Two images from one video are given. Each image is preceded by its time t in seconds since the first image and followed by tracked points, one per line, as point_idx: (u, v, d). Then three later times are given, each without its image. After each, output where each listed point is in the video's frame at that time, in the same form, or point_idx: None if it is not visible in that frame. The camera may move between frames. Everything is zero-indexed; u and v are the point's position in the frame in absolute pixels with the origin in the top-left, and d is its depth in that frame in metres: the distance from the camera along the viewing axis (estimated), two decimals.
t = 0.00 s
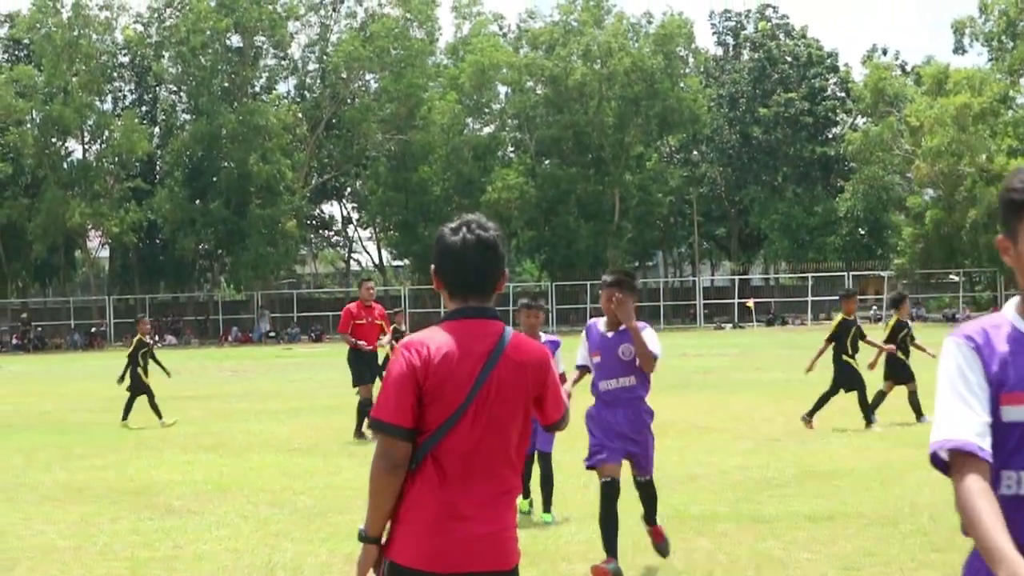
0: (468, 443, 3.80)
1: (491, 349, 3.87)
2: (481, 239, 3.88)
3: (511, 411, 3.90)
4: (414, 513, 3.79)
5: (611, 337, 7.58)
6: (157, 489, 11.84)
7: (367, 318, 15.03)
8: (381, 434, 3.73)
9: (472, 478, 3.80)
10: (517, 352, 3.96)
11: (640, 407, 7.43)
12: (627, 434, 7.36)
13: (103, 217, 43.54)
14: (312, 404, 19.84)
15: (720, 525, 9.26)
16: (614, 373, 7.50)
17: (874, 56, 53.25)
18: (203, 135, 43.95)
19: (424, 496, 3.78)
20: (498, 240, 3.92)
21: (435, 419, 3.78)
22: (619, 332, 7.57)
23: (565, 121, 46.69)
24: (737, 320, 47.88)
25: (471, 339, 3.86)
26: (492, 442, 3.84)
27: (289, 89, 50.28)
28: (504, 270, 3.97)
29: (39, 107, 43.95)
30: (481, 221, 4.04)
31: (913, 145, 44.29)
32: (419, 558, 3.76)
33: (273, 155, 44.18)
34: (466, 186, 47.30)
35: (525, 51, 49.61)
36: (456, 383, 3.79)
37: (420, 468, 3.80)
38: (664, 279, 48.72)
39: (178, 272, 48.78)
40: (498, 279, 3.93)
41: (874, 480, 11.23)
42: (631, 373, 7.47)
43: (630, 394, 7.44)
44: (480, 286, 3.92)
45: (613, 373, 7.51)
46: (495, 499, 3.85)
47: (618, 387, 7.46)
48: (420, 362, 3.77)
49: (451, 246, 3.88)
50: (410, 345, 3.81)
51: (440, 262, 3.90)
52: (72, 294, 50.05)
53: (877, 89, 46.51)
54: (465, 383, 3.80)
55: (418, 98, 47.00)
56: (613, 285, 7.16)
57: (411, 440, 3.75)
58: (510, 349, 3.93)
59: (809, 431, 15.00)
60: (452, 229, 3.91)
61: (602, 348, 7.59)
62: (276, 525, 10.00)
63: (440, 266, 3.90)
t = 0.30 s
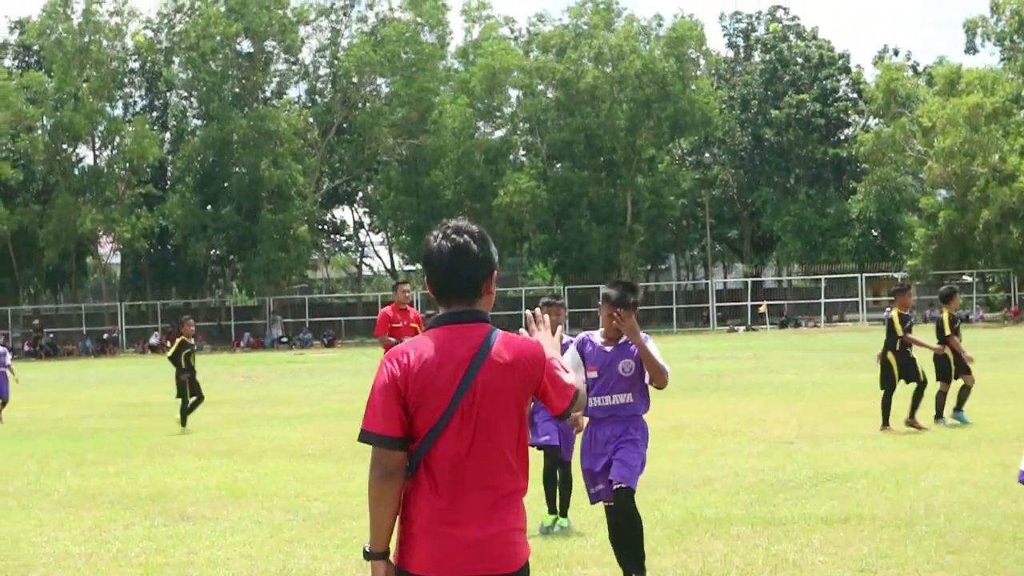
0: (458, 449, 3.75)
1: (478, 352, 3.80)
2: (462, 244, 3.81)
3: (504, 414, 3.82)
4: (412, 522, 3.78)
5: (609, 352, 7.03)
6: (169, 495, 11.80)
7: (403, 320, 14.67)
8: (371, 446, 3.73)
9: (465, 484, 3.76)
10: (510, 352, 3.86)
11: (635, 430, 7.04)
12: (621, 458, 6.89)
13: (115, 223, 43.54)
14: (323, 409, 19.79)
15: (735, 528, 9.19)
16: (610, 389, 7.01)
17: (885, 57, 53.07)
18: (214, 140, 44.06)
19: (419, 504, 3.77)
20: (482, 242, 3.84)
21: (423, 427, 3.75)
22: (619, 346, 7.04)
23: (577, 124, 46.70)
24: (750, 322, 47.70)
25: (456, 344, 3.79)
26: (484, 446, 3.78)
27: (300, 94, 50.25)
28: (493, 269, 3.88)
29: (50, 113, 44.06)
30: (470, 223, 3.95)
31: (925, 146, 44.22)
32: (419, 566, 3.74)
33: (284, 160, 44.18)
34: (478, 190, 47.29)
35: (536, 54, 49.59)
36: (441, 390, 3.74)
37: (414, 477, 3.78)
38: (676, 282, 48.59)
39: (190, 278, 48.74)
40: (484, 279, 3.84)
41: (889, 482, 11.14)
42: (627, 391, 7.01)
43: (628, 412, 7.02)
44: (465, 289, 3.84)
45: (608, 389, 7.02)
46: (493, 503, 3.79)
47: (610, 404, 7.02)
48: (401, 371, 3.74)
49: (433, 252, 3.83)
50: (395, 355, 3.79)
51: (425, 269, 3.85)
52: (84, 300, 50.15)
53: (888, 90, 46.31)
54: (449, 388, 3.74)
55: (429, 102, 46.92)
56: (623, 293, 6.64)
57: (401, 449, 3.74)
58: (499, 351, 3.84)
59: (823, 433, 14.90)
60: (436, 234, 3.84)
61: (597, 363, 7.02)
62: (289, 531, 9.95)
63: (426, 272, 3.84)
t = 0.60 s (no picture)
0: (456, 448, 3.80)
1: (470, 351, 3.84)
2: (453, 245, 3.84)
3: (501, 411, 3.87)
4: (414, 523, 3.86)
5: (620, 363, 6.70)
6: (189, 496, 11.80)
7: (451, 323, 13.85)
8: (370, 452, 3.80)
9: (464, 483, 3.82)
10: (503, 348, 3.90)
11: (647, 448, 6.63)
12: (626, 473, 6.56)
13: (133, 225, 43.67)
14: (341, 410, 19.79)
15: (754, 529, 9.11)
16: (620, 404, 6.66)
17: (904, 58, 52.81)
18: (232, 142, 44.17)
19: (421, 505, 3.84)
20: (471, 242, 3.87)
21: (421, 429, 3.81)
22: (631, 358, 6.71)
23: (594, 126, 46.60)
24: (769, 324, 47.54)
25: (447, 346, 3.83)
26: (483, 444, 3.83)
27: (318, 96, 50.27)
28: (484, 269, 3.91)
29: (68, 115, 44.26)
30: (461, 222, 3.98)
31: (943, 147, 44.01)
32: (425, 564, 3.83)
33: (302, 162, 44.26)
34: (496, 191, 47.28)
35: (553, 55, 49.54)
36: (435, 393, 3.79)
37: (415, 478, 3.85)
38: (694, 284, 48.47)
39: (208, 279, 48.90)
40: (475, 279, 3.87)
41: (909, 484, 11.04)
42: (643, 405, 6.66)
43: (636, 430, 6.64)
44: (457, 289, 3.88)
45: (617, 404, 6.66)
46: (494, 499, 3.84)
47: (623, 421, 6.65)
48: (396, 377, 3.79)
49: (422, 254, 3.86)
50: (388, 361, 3.84)
51: (417, 272, 3.88)
52: (103, 302, 50.35)
53: (906, 92, 46.08)
54: (442, 391, 3.79)
55: (447, 104, 46.90)
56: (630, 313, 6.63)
57: (399, 454, 3.81)
58: (492, 349, 3.88)
59: (842, 435, 14.80)
60: (425, 237, 3.87)
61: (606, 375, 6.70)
62: (308, 532, 9.93)
63: (417, 276, 3.88)
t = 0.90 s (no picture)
0: (472, 433, 3.79)
1: (479, 335, 3.81)
2: (462, 230, 3.81)
3: (518, 393, 3.83)
4: (437, 508, 3.86)
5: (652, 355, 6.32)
6: (219, 480, 11.82)
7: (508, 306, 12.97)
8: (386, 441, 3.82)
9: (482, 467, 3.80)
10: (516, 330, 3.87)
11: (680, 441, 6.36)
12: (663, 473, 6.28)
13: (163, 209, 43.88)
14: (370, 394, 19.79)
15: (782, 515, 9.03)
16: (653, 400, 6.29)
17: (936, 44, 52.29)
18: (263, 127, 44.29)
19: (441, 490, 3.84)
20: (478, 226, 3.83)
21: (435, 416, 3.80)
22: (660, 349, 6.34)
23: (624, 111, 46.37)
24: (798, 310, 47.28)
25: (457, 331, 3.82)
26: (500, 427, 3.80)
27: (348, 81, 50.25)
28: (493, 252, 3.87)
29: (98, 99, 44.49)
30: (470, 206, 3.94)
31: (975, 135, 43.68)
32: (450, 548, 3.83)
33: (332, 146, 44.33)
34: (526, 176, 47.24)
35: (584, 41, 49.36)
36: (445, 379, 3.78)
37: (435, 464, 3.84)
38: (724, 270, 48.25)
39: (238, 263, 49.10)
40: (484, 263, 3.84)
41: (938, 471, 10.92)
42: (674, 398, 6.33)
43: (668, 423, 6.33)
44: (465, 274, 3.85)
45: (649, 399, 6.29)
46: (515, 482, 3.82)
47: (656, 416, 6.30)
48: (407, 365, 3.79)
49: (431, 240, 3.83)
50: (400, 349, 3.83)
51: (426, 259, 3.86)
52: (133, 285, 50.63)
53: (937, 79, 45.65)
54: (452, 377, 3.78)
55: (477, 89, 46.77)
56: (647, 300, 6.31)
57: (414, 440, 3.81)
58: (501, 332, 3.84)
59: (871, 422, 14.67)
60: (431, 223, 3.84)
61: (637, 368, 6.30)
62: (338, 515, 9.93)
63: (426, 263, 3.86)
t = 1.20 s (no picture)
0: (489, 432, 3.74)
1: (493, 332, 3.78)
2: (479, 230, 3.79)
3: (532, 390, 3.79)
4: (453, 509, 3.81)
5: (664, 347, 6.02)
6: (243, 478, 11.82)
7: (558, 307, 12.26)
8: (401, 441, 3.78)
9: (499, 466, 3.75)
10: (532, 328, 3.84)
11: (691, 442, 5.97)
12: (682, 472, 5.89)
13: (186, 207, 44.05)
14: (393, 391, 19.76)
15: (807, 510, 8.94)
16: (661, 396, 5.97)
17: (961, 38, 51.91)
18: (285, 124, 44.37)
19: (459, 491, 3.79)
20: (493, 226, 3.82)
21: (450, 414, 3.77)
22: (674, 342, 6.03)
23: (647, 107, 46.24)
24: (823, 306, 47.02)
25: (472, 330, 3.78)
26: (517, 424, 3.76)
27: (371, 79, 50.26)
28: (508, 252, 3.85)
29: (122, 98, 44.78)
30: (484, 206, 3.93)
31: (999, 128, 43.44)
32: (470, 549, 3.77)
33: (355, 143, 44.39)
34: (549, 172, 47.27)
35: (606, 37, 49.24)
36: (459, 378, 3.74)
37: (453, 463, 3.79)
38: (747, 265, 48.08)
39: (262, 261, 49.26)
40: (499, 264, 3.83)
41: (964, 465, 10.79)
42: (686, 395, 5.99)
43: (679, 421, 5.97)
44: (480, 273, 3.83)
45: (658, 394, 5.98)
46: (534, 480, 3.77)
47: (668, 412, 5.97)
48: (419, 364, 3.76)
49: (446, 240, 3.82)
50: (411, 351, 3.81)
51: (440, 258, 3.84)
52: (157, 283, 50.86)
53: (960, 73, 45.26)
54: (467, 376, 3.74)
55: (500, 86, 46.66)
56: (665, 290, 6.03)
57: (428, 441, 3.78)
58: (517, 330, 3.81)
59: (895, 416, 14.54)
60: (445, 223, 3.83)
61: (646, 360, 6.01)
62: (362, 512, 9.90)
63: (441, 262, 3.83)
